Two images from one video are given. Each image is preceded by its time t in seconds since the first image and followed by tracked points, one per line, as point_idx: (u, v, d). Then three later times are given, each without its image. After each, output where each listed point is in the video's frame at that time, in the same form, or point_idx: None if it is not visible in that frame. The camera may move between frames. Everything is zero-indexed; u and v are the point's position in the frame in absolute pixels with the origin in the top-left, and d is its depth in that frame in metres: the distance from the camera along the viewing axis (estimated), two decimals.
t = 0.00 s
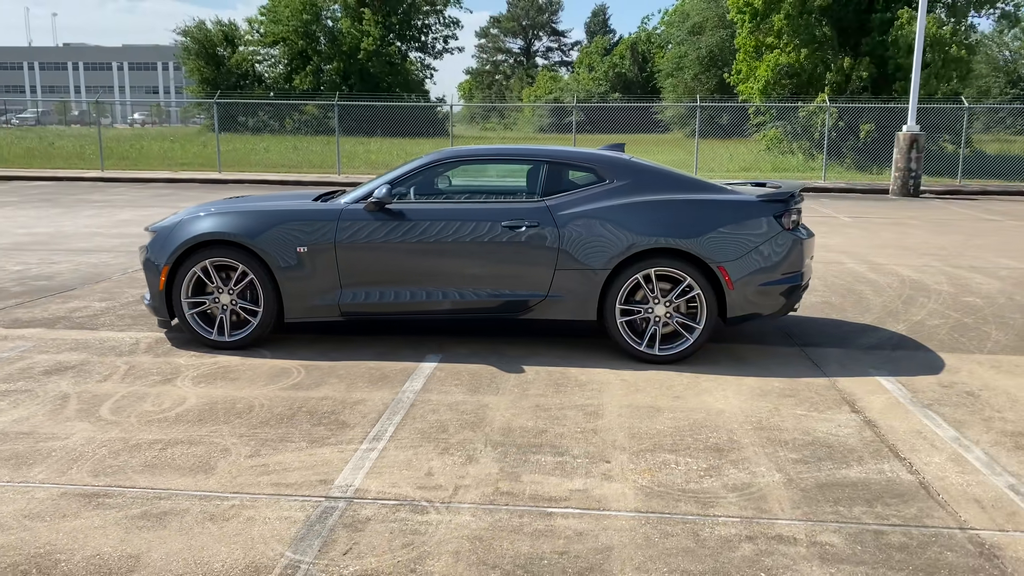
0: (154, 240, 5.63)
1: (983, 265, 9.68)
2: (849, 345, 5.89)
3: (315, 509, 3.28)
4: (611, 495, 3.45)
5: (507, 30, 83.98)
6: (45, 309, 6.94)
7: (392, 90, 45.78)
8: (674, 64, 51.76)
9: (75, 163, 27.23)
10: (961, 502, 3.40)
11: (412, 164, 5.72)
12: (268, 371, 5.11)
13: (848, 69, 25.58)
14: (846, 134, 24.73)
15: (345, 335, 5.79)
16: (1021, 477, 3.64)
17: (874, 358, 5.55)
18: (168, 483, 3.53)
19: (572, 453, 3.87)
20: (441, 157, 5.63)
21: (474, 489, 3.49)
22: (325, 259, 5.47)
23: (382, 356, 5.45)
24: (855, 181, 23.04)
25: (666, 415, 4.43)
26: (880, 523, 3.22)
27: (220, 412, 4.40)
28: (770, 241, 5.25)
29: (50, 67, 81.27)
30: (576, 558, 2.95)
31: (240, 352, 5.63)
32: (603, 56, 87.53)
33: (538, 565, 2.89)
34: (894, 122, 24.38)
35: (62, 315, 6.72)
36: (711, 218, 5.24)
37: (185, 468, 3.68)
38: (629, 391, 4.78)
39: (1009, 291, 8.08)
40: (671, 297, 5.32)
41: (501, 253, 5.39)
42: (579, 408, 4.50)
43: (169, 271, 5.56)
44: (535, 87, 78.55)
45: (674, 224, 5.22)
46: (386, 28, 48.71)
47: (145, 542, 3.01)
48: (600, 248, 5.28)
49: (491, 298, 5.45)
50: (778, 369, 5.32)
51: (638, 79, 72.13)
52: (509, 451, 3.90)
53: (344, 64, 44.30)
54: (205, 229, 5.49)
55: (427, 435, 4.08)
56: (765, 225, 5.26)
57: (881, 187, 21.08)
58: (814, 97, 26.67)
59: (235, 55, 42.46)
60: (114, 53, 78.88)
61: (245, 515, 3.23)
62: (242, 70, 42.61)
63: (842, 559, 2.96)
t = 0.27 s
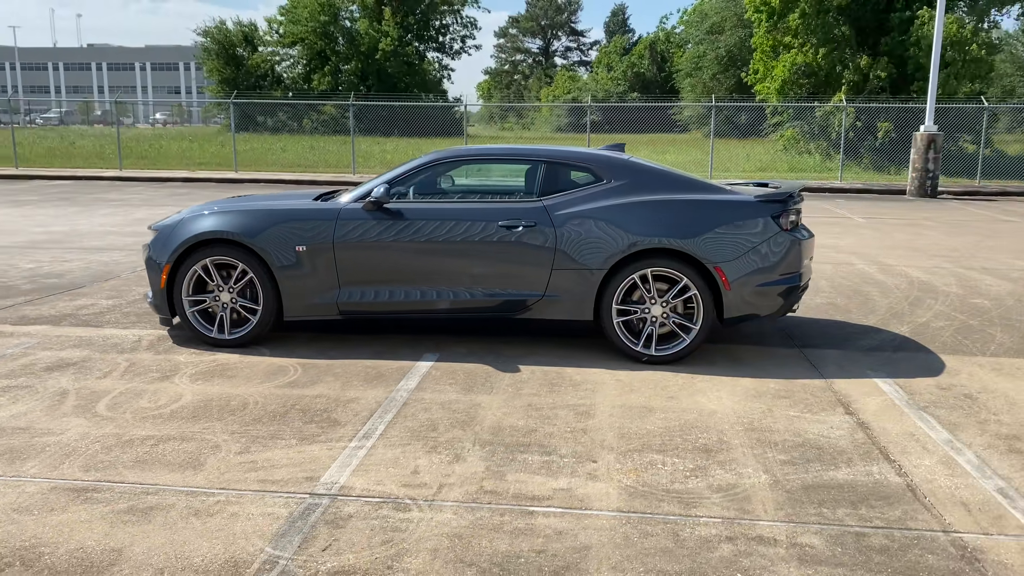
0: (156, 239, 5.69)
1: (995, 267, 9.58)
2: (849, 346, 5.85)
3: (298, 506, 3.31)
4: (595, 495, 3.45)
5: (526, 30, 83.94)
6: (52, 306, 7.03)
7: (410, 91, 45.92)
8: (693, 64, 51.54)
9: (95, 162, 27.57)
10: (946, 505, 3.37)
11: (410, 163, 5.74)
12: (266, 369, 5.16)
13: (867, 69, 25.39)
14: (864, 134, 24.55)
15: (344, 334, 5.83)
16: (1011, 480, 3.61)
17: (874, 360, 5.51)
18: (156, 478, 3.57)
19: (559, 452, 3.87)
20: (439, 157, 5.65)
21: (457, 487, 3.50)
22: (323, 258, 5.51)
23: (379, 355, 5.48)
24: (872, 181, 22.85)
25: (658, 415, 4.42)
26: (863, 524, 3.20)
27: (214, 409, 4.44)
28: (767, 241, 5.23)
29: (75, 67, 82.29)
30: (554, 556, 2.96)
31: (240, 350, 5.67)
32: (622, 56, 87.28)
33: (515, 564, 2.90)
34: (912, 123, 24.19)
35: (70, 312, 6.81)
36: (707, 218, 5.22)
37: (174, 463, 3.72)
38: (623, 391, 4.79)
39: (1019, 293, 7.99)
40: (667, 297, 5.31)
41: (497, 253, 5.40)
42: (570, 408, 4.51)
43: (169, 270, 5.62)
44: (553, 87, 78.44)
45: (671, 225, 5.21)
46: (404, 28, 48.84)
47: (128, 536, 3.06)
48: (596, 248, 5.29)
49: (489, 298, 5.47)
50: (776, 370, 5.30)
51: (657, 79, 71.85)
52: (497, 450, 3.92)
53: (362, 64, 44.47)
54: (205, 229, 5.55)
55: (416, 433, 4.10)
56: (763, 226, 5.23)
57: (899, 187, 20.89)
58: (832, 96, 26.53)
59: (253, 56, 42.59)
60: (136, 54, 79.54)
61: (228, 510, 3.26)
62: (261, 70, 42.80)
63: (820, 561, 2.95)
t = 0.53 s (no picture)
0: (158, 236, 5.74)
1: (1008, 267, 9.45)
2: (851, 346, 5.80)
3: (281, 501, 3.33)
4: (579, 493, 3.44)
5: (546, 30, 83.83)
6: (60, 303, 7.12)
7: (428, 91, 46.02)
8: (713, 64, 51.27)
9: (116, 161, 27.93)
10: (934, 506, 3.33)
11: (410, 161, 5.76)
12: (263, 365, 5.20)
13: (886, 68, 25.14)
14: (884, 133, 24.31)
15: (344, 331, 5.85)
16: (1002, 482, 3.56)
17: (874, 361, 5.46)
18: (144, 472, 3.60)
19: (547, 450, 3.87)
20: (438, 155, 5.66)
21: (442, 484, 3.51)
22: (322, 255, 5.54)
23: (376, 352, 5.50)
24: (890, 181, 22.62)
25: (650, 414, 4.41)
26: (847, 525, 3.17)
27: (208, 405, 4.48)
28: (766, 240, 5.19)
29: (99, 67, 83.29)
30: (531, 553, 2.95)
31: (240, 346, 5.72)
32: (641, 55, 86.97)
33: (491, 560, 2.90)
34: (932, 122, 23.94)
35: (76, 308, 6.90)
36: (705, 217, 5.20)
37: (163, 457, 3.75)
38: (617, 390, 4.77)
39: None
40: (665, 296, 5.28)
41: (495, 250, 5.41)
42: (562, 406, 4.50)
43: (171, 266, 5.67)
44: (572, 87, 78.29)
45: (668, 224, 5.19)
46: (424, 28, 48.94)
47: (111, 529, 3.08)
48: (593, 247, 5.28)
49: (486, 296, 5.47)
50: (773, 369, 5.26)
51: (677, 79, 71.53)
52: (485, 447, 3.92)
53: (380, 64, 44.63)
54: (206, 225, 5.59)
55: (406, 430, 4.11)
56: (761, 224, 5.19)
57: (917, 188, 20.65)
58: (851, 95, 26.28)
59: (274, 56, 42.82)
60: (160, 54, 80.20)
61: (212, 504, 3.29)
62: (282, 70, 43.07)
63: (799, 560, 2.93)
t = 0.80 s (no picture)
0: (160, 235, 5.78)
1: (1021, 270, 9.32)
2: (853, 349, 5.74)
3: (265, 501, 3.34)
4: (563, 495, 3.43)
5: (564, 30, 83.70)
6: (66, 301, 7.19)
7: (445, 91, 46.11)
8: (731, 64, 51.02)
9: (134, 159, 28.23)
10: (922, 512, 3.29)
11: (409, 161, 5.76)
12: (260, 365, 5.22)
13: (906, 68, 24.90)
14: (903, 133, 24.06)
15: (342, 331, 5.86)
16: (994, 489, 3.50)
17: (875, 364, 5.39)
18: (131, 470, 3.62)
19: (535, 452, 3.86)
20: (436, 156, 5.66)
21: (425, 485, 3.50)
22: (320, 255, 5.55)
23: (373, 353, 5.51)
24: (907, 182, 22.38)
25: (642, 416, 4.38)
26: (831, 531, 3.14)
27: (201, 404, 4.50)
28: (764, 242, 5.15)
29: (123, 68, 84.21)
30: (509, 555, 2.94)
31: (239, 345, 5.75)
32: (660, 55, 86.61)
33: (468, 562, 2.90)
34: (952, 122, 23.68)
35: (82, 306, 6.96)
36: (702, 217, 5.16)
37: (153, 456, 3.78)
38: (611, 391, 4.75)
39: None
40: (662, 297, 5.25)
41: (492, 251, 5.40)
42: (555, 408, 4.48)
43: (171, 266, 5.70)
44: (590, 87, 78.11)
45: (665, 224, 5.16)
46: (441, 29, 49.04)
47: (93, 527, 3.10)
48: (590, 248, 5.26)
49: (483, 297, 5.46)
50: (771, 372, 5.22)
51: (696, 79, 71.19)
52: (473, 448, 3.91)
53: (398, 64, 44.78)
54: (205, 225, 5.62)
55: (396, 430, 4.11)
56: (760, 225, 5.15)
57: (935, 189, 20.41)
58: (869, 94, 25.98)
59: (293, 55, 42.96)
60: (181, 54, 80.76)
61: (196, 504, 3.30)
62: (300, 70, 43.27)
63: (777, 566, 2.90)
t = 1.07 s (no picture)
0: (163, 234, 5.83)
1: None
2: (856, 353, 5.67)
3: (250, 500, 3.35)
4: (548, 497, 3.42)
5: (584, 30, 83.48)
6: (75, 300, 7.26)
7: (464, 92, 46.14)
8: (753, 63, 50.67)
9: (154, 159, 28.53)
10: (909, 519, 3.24)
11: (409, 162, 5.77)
12: (258, 364, 5.25)
13: (927, 68, 24.58)
14: (924, 134, 23.75)
15: (343, 331, 5.88)
16: (986, 496, 3.45)
17: (877, 368, 5.32)
18: (121, 468, 3.65)
19: (523, 454, 3.85)
20: (436, 157, 5.67)
21: (410, 485, 3.51)
22: (319, 255, 5.57)
23: (371, 353, 5.52)
24: (927, 183, 22.06)
25: (635, 418, 4.35)
26: (815, 537, 3.10)
27: (197, 403, 4.53)
28: (763, 243, 5.10)
29: (148, 69, 85.06)
30: (487, 558, 2.94)
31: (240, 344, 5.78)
32: (681, 55, 86.17)
33: (446, 564, 2.89)
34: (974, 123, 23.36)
35: (89, 305, 7.03)
36: (701, 219, 5.13)
37: (144, 455, 3.80)
38: (606, 394, 4.73)
39: None
40: (661, 299, 5.22)
41: (490, 252, 5.39)
42: (548, 410, 4.47)
43: (174, 266, 5.75)
44: (611, 87, 77.86)
45: (664, 226, 5.13)
46: (461, 29, 49.09)
47: (78, 524, 3.13)
48: (588, 249, 5.24)
49: (482, 298, 5.46)
50: (770, 374, 5.17)
51: (717, 79, 70.72)
52: (461, 450, 3.90)
53: (417, 65, 44.89)
54: (207, 225, 5.66)
55: (386, 431, 4.11)
56: (759, 227, 5.11)
57: (956, 191, 20.13)
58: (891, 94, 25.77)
59: (313, 56, 43.16)
60: (205, 55, 81.38)
61: (181, 503, 3.32)
62: (321, 71, 43.49)
63: (757, 572, 2.87)
